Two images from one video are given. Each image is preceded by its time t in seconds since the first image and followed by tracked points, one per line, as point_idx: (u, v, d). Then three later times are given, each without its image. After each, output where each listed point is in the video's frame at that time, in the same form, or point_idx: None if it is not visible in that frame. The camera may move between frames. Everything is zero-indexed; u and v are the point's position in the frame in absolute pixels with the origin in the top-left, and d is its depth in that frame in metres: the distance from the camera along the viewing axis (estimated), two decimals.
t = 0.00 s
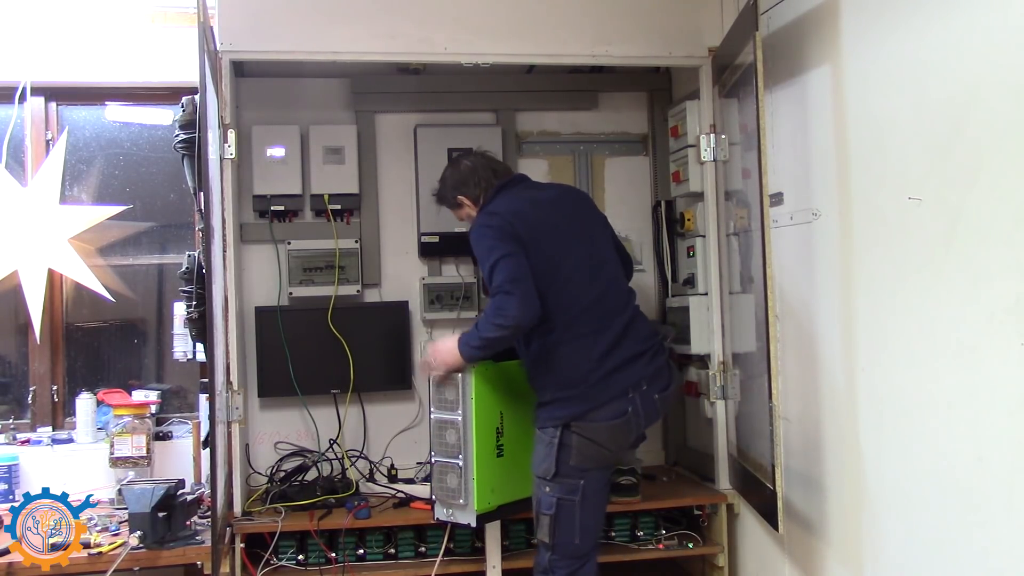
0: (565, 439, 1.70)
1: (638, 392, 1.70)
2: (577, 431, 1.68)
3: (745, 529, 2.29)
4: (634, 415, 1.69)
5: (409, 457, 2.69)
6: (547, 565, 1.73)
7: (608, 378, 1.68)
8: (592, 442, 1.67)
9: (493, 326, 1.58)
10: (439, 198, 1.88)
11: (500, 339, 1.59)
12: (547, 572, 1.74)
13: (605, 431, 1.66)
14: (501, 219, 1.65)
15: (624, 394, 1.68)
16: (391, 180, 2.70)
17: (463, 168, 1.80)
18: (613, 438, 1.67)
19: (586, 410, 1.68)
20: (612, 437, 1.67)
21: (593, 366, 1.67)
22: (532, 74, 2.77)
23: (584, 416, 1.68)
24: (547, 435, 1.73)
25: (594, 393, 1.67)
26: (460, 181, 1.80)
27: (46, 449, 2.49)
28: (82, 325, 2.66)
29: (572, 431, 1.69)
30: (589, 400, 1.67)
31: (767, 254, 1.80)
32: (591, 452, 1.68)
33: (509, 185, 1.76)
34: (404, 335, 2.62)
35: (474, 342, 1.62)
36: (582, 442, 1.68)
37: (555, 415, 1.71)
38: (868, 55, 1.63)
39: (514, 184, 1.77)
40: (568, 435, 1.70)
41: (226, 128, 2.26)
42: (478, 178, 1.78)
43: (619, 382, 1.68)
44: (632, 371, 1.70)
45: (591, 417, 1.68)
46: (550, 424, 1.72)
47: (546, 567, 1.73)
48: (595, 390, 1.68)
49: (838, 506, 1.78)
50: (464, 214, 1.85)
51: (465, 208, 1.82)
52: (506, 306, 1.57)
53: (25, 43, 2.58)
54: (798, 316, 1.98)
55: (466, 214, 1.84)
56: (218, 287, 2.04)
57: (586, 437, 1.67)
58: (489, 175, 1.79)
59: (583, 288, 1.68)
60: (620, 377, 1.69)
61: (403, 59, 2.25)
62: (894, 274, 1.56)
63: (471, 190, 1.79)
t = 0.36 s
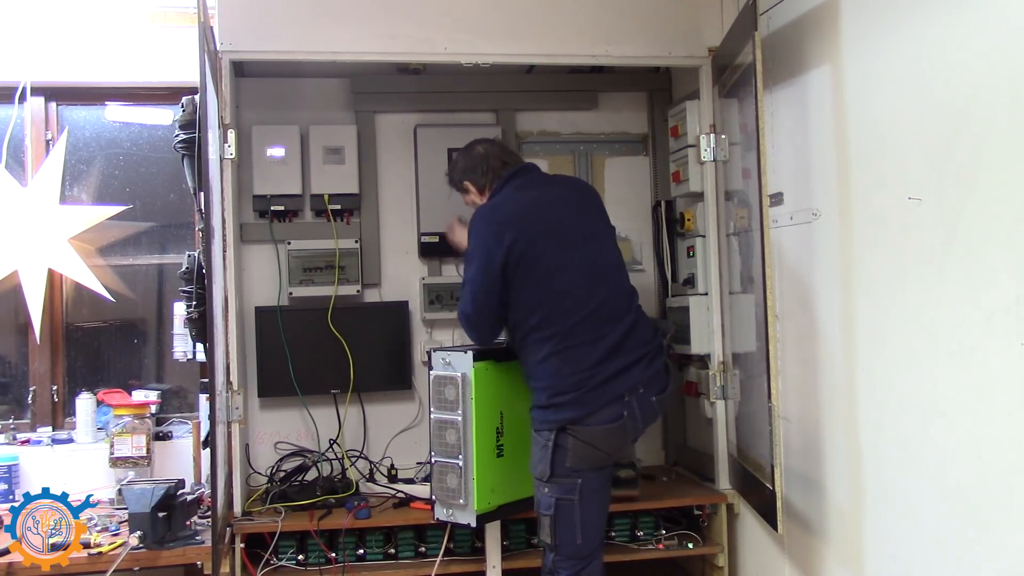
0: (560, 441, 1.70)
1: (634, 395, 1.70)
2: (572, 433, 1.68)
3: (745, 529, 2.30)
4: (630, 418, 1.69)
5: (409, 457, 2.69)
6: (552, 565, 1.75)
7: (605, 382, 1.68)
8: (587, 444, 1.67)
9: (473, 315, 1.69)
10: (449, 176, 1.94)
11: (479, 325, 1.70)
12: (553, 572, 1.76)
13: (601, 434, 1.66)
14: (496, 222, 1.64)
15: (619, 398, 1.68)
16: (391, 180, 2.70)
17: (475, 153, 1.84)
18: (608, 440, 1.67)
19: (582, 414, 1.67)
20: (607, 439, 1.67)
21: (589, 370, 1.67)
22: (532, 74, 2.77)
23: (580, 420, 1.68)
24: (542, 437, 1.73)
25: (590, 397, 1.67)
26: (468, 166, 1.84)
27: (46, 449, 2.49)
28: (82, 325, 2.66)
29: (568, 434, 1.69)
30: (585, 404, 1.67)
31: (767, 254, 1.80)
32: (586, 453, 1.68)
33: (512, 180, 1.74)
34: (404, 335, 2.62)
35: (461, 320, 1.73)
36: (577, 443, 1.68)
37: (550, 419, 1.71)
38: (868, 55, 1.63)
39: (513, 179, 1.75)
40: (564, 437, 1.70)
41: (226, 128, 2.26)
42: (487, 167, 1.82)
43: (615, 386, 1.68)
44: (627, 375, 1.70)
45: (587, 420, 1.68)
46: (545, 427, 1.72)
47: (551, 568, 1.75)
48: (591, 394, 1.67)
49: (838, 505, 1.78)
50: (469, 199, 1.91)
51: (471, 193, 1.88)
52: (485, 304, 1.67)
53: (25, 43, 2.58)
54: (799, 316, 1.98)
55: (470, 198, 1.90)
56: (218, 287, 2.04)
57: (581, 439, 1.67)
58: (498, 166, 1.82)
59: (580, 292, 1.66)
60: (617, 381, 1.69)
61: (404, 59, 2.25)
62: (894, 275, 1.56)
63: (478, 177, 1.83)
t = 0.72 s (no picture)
0: (557, 442, 1.70)
1: (630, 395, 1.69)
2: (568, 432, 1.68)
3: (745, 529, 2.30)
4: (626, 418, 1.68)
5: (409, 457, 2.69)
6: (555, 567, 1.75)
7: (600, 381, 1.68)
8: (583, 444, 1.67)
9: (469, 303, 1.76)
10: (459, 161, 1.96)
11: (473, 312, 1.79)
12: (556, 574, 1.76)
13: (597, 433, 1.66)
14: (492, 217, 1.65)
15: (615, 397, 1.68)
16: (391, 180, 2.70)
17: (491, 142, 1.86)
18: (605, 440, 1.66)
19: (577, 412, 1.67)
20: (604, 439, 1.66)
21: (585, 368, 1.67)
22: (532, 74, 2.77)
23: (575, 420, 1.67)
24: (539, 437, 1.73)
25: (586, 395, 1.67)
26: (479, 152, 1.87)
27: (46, 449, 2.49)
28: (82, 325, 2.66)
29: (563, 434, 1.69)
30: (580, 402, 1.67)
31: (767, 254, 1.80)
32: (583, 453, 1.68)
33: (512, 176, 1.75)
34: (404, 335, 2.62)
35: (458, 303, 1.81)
36: (574, 444, 1.68)
37: (546, 418, 1.71)
38: (868, 55, 1.64)
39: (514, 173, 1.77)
40: (560, 437, 1.70)
41: (226, 128, 2.26)
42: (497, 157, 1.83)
43: (610, 384, 1.68)
44: (623, 373, 1.70)
45: (582, 419, 1.67)
46: (542, 427, 1.72)
47: (554, 569, 1.75)
48: (586, 392, 1.67)
49: (838, 505, 1.78)
50: (471, 187, 1.92)
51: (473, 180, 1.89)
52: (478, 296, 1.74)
53: (25, 43, 2.58)
54: (799, 316, 1.98)
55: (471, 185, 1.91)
56: (218, 287, 2.04)
57: (577, 438, 1.67)
58: (508, 160, 1.83)
59: (575, 290, 1.66)
60: (612, 379, 1.69)
61: (404, 59, 2.25)
62: (893, 275, 1.56)
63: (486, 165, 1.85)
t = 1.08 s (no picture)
0: (557, 441, 1.71)
1: (629, 393, 1.69)
2: (566, 431, 1.69)
3: (745, 529, 2.30)
4: (625, 416, 1.68)
5: (409, 457, 2.69)
6: (559, 567, 1.74)
7: (599, 379, 1.68)
8: (582, 443, 1.68)
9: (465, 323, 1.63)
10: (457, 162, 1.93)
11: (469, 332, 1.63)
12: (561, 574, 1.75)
13: (596, 432, 1.66)
14: (490, 219, 1.64)
15: (613, 395, 1.68)
16: (391, 180, 2.70)
17: (486, 142, 1.83)
18: (604, 439, 1.67)
19: (575, 410, 1.68)
20: (603, 438, 1.67)
21: (582, 367, 1.67)
22: (532, 75, 2.77)
23: (574, 419, 1.69)
24: (539, 437, 1.74)
25: (583, 393, 1.67)
26: (476, 153, 1.84)
27: (46, 449, 2.49)
28: (82, 325, 2.66)
29: (563, 433, 1.70)
30: (578, 400, 1.68)
31: (767, 255, 1.80)
32: (582, 453, 1.68)
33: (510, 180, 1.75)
34: (404, 335, 2.62)
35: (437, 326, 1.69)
36: (573, 443, 1.68)
37: (545, 417, 1.72)
38: (868, 55, 1.64)
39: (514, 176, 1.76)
40: (559, 437, 1.71)
41: (226, 128, 2.26)
42: (494, 157, 1.81)
43: (608, 383, 1.68)
44: (622, 372, 1.70)
45: (579, 417, 1.68)
46: (541, 427, 1.73)
47: (559, 570, 1.75)
48: (585, 390, 1.68)
49: (838, 505, 1.78)
50: (472, 188, 1.89)
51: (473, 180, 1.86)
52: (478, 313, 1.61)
53: (25, 43, 2.58)
54: (799, 316, 1.98)
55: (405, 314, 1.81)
56: (218, 287, 2.04)
57: (576, 438, 1.68)
58: (507, 159, 1.81)
59: (572, 290, 1.66)
60: (610, 377, 1.69)
61: (404, 59, 2.25)
62: (893, 275, 1.56)
63: (484, 166, 1.82)
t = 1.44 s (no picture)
0: (570, 440, 1.71)
1: (640, 388, 1.68)
2: (581, 429, 1.68)
3: (745, 529, 2.30)
4: (639, 411, 1.67)
5: (409, 457, 2.69)
6: (564, 566, 1.73)
7: (610, 374, 1.67)
8: (595, 440, 1.67)
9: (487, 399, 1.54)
10: (426, 188, 1.84)
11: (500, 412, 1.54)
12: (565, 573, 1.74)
13: (609, 429, 1.65)
14: (483, 244, 1.60)
15: (625, 392, 1.67)
16: (391, 180, 2.71)
17: (457, 162, 1.76)
18: (617, 435, 1.66)
19: (589, 408, 1.67)
20: (615, 435, 1.66)
21: (594, 365, 1.66)
22: (532, 75, 2.77)
23: (587, 417, 1.68)
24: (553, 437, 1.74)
25: (596, 392, 1.67)
26: (450, 174, 1.76)
27: (46, 449, 2.49)
28: (82, 325, 2.66)
29: (576, 432, 1.69)
30: (592, 398, 1.67)
31: (767, 255, 1.80)
32: (595, 450, 1.68)
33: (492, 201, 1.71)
34: (404, 335, 2.62)
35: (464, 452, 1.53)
36: (586, 440, 1.68)
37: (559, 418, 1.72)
38: (867, 56, 1.64)
39: (499, 192, 1.75)
40: (573, 436, 1.71)
41: (226, 128, 2.26)
42: (472, 176, 1.75)
43: (620, 378, 1.67)
44: (633, 366, 1.69)
45: (594, 415, 1.67)
46: (554, 427, 1.73)
47: (562, 569, 1.74)
48: (598, 387, 1.67)
49: (838, 505, 1.78)
50: (448, 212, 1.80)
51: (451, 202, 1.78)
52: (495, 365, 1.55)
53: (25, 44, 2.58)
54: (798, 316, 1.98)
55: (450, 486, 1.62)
56: (218, 287, 2.04)
57: (589, 435, 1.67)
58: (483, 175, 1.76)
59: (573, 291, 1.65)
60: (622, 373, 1.68)
61: (404, 59, 2.25)
62: (893, 274, 1.56)
63: (462, 186, 1.75)
